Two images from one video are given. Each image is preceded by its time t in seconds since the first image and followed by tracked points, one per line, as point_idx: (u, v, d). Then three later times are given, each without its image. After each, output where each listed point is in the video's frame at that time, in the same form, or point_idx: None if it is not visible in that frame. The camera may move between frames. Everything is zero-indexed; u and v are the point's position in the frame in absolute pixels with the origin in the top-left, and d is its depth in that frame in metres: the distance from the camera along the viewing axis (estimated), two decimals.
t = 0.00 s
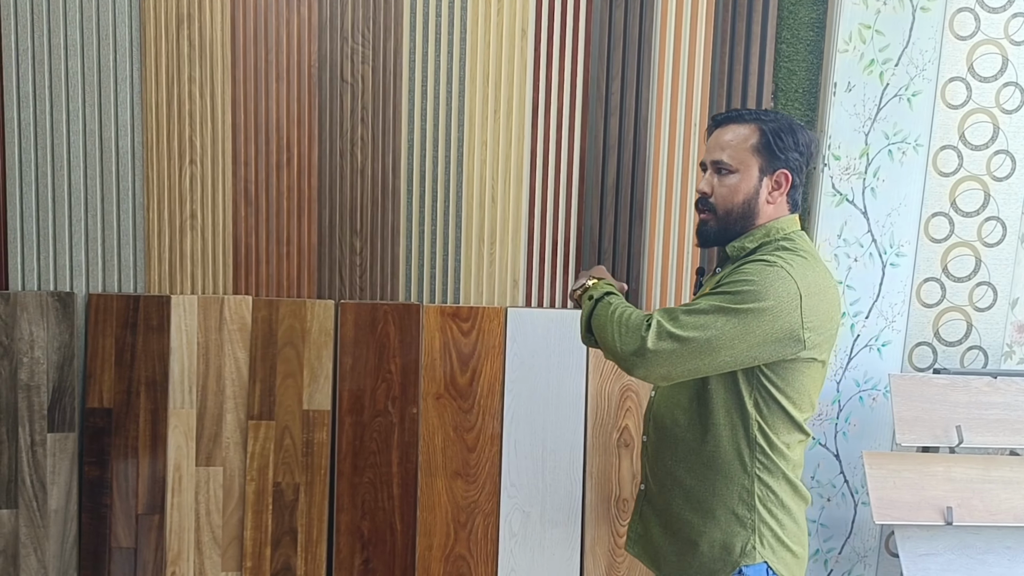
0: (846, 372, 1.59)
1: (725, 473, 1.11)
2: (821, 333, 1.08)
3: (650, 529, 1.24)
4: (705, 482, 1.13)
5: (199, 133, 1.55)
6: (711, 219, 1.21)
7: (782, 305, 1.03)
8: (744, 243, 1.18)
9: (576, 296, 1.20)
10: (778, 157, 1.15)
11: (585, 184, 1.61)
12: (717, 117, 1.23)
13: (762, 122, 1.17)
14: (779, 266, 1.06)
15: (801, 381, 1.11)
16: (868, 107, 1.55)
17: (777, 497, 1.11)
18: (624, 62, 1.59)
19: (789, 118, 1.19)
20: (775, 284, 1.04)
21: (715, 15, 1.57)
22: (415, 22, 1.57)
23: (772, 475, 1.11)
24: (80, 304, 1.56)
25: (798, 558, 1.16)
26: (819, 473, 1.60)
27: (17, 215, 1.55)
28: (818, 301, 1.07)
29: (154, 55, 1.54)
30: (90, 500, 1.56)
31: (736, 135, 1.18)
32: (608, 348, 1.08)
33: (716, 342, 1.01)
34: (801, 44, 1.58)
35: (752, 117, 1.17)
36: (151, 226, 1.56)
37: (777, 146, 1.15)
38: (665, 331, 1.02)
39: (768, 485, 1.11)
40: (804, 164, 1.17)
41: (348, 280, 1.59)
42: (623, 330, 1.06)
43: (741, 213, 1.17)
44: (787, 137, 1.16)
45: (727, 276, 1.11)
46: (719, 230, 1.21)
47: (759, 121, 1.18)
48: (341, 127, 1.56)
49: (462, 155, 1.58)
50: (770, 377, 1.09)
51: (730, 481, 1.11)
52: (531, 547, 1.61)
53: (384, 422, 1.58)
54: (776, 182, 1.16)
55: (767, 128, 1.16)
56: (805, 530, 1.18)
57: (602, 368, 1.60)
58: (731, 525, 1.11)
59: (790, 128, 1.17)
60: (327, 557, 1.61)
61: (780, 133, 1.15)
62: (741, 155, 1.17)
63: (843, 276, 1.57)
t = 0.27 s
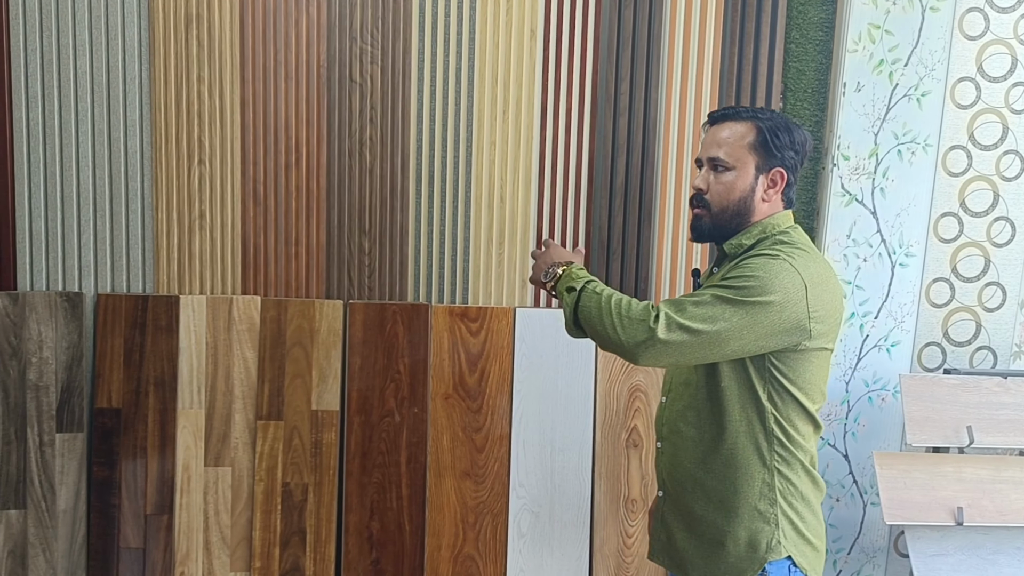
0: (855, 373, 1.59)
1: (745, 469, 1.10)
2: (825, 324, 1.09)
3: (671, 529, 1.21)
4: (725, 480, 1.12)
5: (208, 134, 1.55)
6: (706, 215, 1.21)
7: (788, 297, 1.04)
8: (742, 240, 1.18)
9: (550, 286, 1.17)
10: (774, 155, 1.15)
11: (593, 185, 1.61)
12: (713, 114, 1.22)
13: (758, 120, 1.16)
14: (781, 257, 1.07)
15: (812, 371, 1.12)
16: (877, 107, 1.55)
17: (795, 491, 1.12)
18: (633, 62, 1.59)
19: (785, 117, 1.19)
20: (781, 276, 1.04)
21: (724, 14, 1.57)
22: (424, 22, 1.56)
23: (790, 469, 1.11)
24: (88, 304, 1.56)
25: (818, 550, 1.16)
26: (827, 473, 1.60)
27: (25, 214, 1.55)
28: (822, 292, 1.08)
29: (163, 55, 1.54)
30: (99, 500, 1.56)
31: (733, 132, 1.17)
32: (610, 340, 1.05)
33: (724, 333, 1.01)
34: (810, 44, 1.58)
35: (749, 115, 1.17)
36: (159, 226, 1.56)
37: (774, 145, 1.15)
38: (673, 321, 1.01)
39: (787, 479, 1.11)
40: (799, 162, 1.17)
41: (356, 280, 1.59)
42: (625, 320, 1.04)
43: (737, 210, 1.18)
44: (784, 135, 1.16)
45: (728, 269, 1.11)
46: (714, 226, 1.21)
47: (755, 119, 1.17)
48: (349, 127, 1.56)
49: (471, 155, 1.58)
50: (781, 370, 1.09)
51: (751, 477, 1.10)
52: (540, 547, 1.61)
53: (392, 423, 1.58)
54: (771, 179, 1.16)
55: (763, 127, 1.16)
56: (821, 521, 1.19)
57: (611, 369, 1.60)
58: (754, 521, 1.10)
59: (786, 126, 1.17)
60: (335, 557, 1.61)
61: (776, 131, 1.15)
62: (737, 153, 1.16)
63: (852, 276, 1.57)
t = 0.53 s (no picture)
0: (864, 373, 1.59)
1: (760, 468, 1.10)
2: (839, 321, 1.09)
3: (686, 532, 1.19)
4: (741, 480, 1.11)
5: (217, 134, 1.55)
6: (716, 219, 1.19)
7: (804, 293, 1.04)
8: (750, 241, 1.17)
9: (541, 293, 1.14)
10: (782, 155, 1.16)
11: (601, 185, 1.61)
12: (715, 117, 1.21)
13: (763, 120, 1.17)
14: (794, 254, 1.07)
15: (824, 367, 1.12)
16: (886, 108, 1.55)
17: (811, 489, 1.12)
18: (642, 63, 1.59)
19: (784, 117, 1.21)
20: (796, 272, 1.04)
21: (733, 14, 1.57)
22: (433, 23, 1.56)
23: (805, 467, 1.11)
24: (97, 304, 1.56)
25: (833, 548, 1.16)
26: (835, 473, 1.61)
27: (34, 215, 1.55)
28: (836, 289, 1.08)
29: (172, 56, 1.54)
30: (107, 500, 1.56)
31: (740, 134, 1.16)
32: (625, 336, 1.03)
33: (742, 328, 1.01)
34: (818, 44, 1.58)
35: (755, 116, 1.16)
36: (168, 226, 1.56)
37: (779, 145, 1.16)
38: (692, 316, 1.00)
39: (802, 477, 1.11)
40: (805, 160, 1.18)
41: (364, 281, 1.59)
42: (640, 315, 1.02)
43: (748, 211, 1.17)
44: (789, 134, 1.16)
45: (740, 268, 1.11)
46: (725, 230, 1.19)
47: (760, 119, 1.17)
48: (358, 127, 1.56)
49: (479, 156, 1.58)
50: (795, 366, 1.09)
51: (766, 476, 1.10)
52: (548, 547, 1.60)
53: (401, 423, 1.58)
54: (779, 179, 1.17)
55: (769, 127, 1.16)
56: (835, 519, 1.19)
57: (619, 369, 1.60)
58: (772, 520, 1.09)
59: (789, 126, 1.17)
60: (343, 557, 1.61)
61: (782, 130, 1.16)
62: (746, 154, 1.15)
63: (860, 276, 1.58)
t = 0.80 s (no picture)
0: (867, 373, 1.59)
1: (778, 474, 1.09)
2: (858, 323, 1.09)
3: (696, 539, 1.17)
4: (758, 486, 1.10)
5: (221, 134, 1.55)
6: (738, 222, 1.15)
7: (828, 298, 1.03)
8: (765, 244, 1.15)
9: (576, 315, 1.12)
10: (797, 155, 1.16)
11: (605, 185, 1.61)
12: (726, 118, 1.18)
13: (777, 122, 1.16)
14: (815, 258, 1.06)
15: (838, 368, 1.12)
16: (890, 108, 1.55)
17: (824, 493, 1.12)
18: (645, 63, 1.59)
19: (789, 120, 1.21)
20: (820, 276, 1.03)
21: (737, 15, 1.57)
22: (437, 23, 1.56)
23: (819, 471, 1.12)
24: (101, 304, 1.56)
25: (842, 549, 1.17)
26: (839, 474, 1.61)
27: (38, 215, 1.56)
28: (854, 291, 1.08)
29: (176, 56, 1.54)
30: (111, 500, 1.56)
31: (758, 134, 1.15)
32: (658, 353, 1.00)
33: (773, 337, 0.99)
34: (823, 45, 1.58)
35: (769, 117, 1.15)
36: (172, 226, 1.56)
37: (792, 146, 1.16)
38: (724, 329, 0.98)
39: (817, 481, 1.11)
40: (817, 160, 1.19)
41: (368, 281, 1.59)
42: (672, 331, 0.99)
43: (769, 213, 1.15)
44: (802, 135, 1.17)
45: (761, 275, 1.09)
46: (747, 232, 1.16)
47: (774, 121, 1.16)
48: (362, 127, 1.56)
49: (483, 155, 1.58)
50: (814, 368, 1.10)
51: (783, 482, 1.09)
52: (552, 548, 1.61)
53: (405, 423, 1.58)
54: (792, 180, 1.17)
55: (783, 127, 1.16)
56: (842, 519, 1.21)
57: (624, 369, 1.60)
58: (788, 525, 1.09)
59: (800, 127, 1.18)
60: (347, 557, 1.61)
61: (795, 131, 1.16)
62: (765, 155, 1.14)
63: (864, 276, 1.58)
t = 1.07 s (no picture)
0: (868, 373, 1.59)
1: (785, 475, 1.09)
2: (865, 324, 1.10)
3: (700, 542, 1.16)
4: (766, 488, 1.09)
5: (222, 134, 1.56)
6: (748, 225, 1.15)
7: (840, 298, 1.03)
8: (772, 244, 1.14)
9: (585, 326, 1.09)
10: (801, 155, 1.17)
11: (606, 185, 1.61)
12: (730, 119, 1.18)
13: (781, 123, 1.16)
14: (826, 257, 1.06)
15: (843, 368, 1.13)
16: (890, 108, 1.55)
17: (828, 494, 1.12)
18: (646, 62, 1.59)
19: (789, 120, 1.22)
20: (831, 276, 1.03)
21: (737, 14, 1.57)
22: (438, 23, 1.57)
23: (824, 472, 1.11)
24: (102, 303, 1.56)
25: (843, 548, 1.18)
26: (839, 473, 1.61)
27: (39, 215, 1.56)
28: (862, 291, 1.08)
29: (177, 55, 1.54)
30: (112, 499, 1.56)
31: (763, 134, 1.15)
32: (676, 357, 0.98)
33: (790, 337, 0.98)
34: (823, 44, 1.58)
35: (773, 117, 1.16)
36: (173, 225, 1.56)
37: (795, 145, 1.17)
38: (743, 330, 0.96)
39: (822, 481, 1.11)
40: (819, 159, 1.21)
41: (369, 280, 1.59)
42: (690, 334, 0.97)
43: (778, 214, 1.15)
44: (805, 134, 1.18)
45: (772, 276, 1.08)
46: (757, 235, 1.15)
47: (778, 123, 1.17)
48: (363, 127, 1.57)
49: (484, 155, 1.59)
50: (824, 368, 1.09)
51: (790, 483, 1.09)
52: (553, 547, 1.61)
53: (405, 422, 1.58)
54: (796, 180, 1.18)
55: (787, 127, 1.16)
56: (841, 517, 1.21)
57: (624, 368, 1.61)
58: (795, 527, 1.09)
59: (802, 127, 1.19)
60: (347, 556, 1.61)
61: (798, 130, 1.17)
62: (771, 155, 1.14)
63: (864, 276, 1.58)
